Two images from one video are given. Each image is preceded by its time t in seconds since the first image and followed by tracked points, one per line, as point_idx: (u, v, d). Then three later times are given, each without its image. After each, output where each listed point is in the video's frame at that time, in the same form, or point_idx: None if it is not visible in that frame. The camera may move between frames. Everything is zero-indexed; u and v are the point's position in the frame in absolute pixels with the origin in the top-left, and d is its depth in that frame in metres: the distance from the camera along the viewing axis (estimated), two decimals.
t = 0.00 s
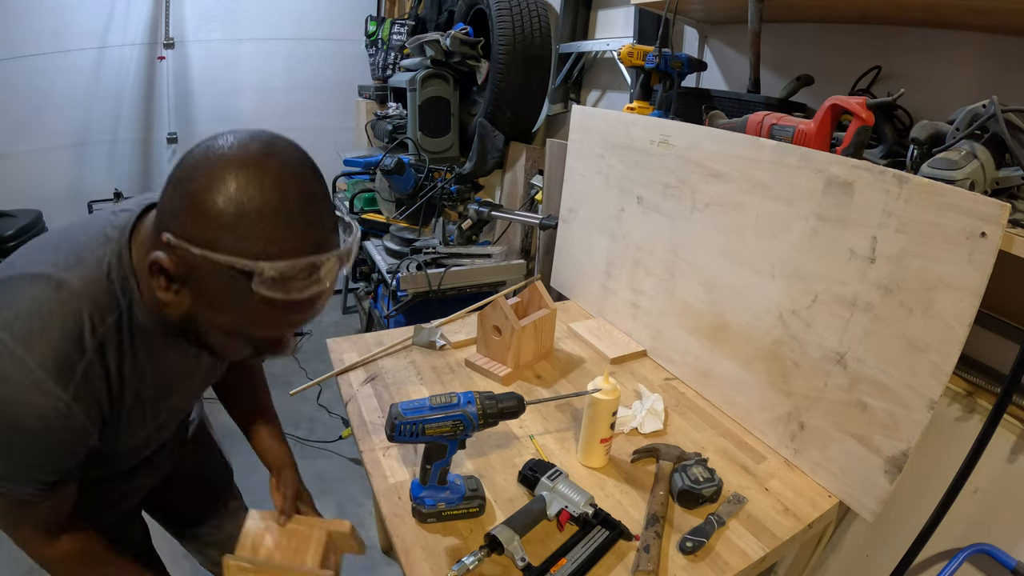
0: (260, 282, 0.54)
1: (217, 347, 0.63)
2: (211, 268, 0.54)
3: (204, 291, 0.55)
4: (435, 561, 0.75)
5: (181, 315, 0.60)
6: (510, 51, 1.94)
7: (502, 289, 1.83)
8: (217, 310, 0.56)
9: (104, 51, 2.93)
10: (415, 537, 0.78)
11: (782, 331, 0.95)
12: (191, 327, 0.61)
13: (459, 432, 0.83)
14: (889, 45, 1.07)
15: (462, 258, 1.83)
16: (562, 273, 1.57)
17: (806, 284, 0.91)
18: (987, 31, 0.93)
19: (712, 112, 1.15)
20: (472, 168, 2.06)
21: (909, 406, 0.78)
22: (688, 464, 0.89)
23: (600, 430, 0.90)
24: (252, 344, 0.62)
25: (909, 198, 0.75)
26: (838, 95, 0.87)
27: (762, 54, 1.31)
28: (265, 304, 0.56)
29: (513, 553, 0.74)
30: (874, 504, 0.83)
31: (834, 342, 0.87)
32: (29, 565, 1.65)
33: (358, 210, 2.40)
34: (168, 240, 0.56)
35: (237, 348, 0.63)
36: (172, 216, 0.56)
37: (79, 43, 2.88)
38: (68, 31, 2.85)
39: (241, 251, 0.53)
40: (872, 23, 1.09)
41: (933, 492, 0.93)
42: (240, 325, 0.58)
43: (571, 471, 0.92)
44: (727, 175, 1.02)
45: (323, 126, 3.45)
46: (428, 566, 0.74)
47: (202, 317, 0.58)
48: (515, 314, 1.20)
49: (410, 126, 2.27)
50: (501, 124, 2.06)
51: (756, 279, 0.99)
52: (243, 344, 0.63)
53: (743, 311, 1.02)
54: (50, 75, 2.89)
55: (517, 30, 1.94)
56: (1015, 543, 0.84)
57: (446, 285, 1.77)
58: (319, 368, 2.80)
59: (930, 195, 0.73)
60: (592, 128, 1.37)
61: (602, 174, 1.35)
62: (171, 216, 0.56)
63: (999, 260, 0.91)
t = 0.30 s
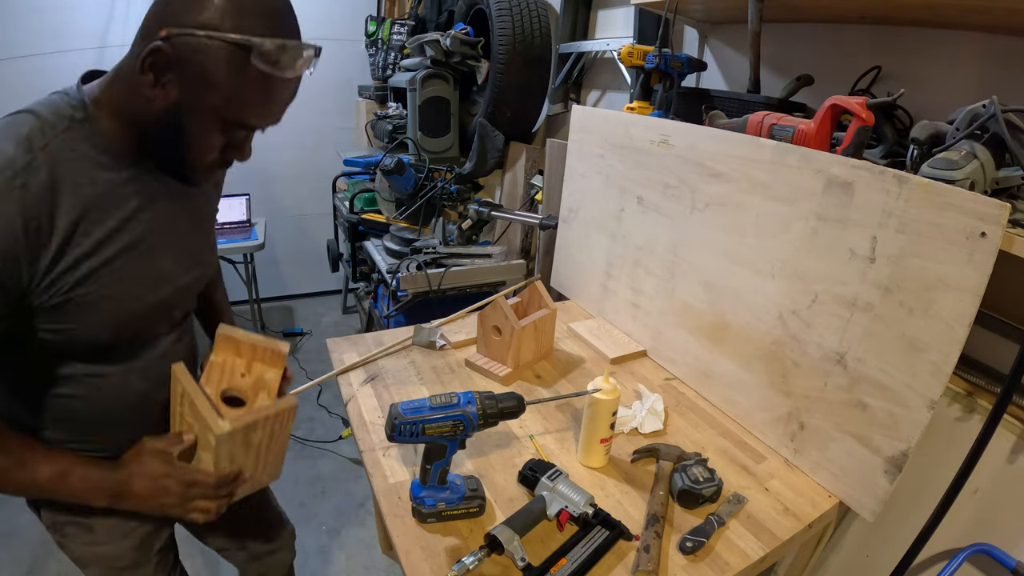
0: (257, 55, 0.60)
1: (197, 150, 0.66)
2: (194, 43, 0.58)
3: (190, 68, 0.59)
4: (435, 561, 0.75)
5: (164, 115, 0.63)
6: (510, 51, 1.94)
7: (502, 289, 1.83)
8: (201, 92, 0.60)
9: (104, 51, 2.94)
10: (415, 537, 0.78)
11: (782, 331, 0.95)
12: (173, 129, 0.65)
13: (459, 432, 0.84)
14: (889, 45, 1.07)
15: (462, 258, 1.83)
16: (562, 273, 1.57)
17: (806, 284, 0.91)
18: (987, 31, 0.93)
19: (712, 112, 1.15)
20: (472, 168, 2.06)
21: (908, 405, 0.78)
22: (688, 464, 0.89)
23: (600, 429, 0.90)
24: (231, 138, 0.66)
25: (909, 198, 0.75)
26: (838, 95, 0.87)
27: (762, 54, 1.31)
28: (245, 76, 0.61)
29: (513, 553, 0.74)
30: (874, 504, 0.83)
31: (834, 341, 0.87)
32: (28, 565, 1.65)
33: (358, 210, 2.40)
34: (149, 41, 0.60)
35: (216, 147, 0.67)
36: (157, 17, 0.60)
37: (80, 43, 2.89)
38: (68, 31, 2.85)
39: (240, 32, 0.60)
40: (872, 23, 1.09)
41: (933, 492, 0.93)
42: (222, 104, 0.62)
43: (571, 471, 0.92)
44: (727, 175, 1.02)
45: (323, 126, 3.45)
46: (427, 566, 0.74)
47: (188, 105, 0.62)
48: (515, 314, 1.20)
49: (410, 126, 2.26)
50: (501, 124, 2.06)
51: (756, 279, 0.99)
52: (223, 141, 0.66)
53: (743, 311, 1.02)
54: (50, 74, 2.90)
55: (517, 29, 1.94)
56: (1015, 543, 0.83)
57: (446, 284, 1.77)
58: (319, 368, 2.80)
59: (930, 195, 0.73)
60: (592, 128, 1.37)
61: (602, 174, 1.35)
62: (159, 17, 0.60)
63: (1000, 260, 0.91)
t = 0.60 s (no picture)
0: None
1: (265, 81, 0.71)
2: None
3: None
4: (435, 561, 0.75)
5: (235, 50, 0.67)
6: (510, 51, 1.94)
7: (502, 289, 1.83)
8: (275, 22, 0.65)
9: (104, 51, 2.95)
10: (415, 537, 0.78)
11: (782, 331, 0.95)
12: (243, 64, 0.69)
13: (459, 432, 0.84)
14: (888, 45, 1.07)
15: (462, 258, 1.83)
16: (562, 273, 1.57)
17: (806, 284, 0.91)
18: (987, 31, 0.93)
19: (712, 112, 1.15)
20: (472, 168, 2.06)
21: (908, 405, 0.78)
22: (688, 464, 0.89)
23: (600, 429, 0.90)
24: (292, 66, 0.71)
25: (909, 198, 0.75)
26: (838, 95, 0.88)
27: (762, 54, 1.31)
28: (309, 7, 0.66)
29: (513, 553, 0.74)
30: (874, 504, 0.83)
31: (834, 342, 0.87)
32: (28, 565, 1.65)
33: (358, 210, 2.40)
34: None
35: (281, 76, 0.71)
36: None
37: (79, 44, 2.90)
38: (70, 31, 2.87)
39: None
40: (873, 23, 1.09)
41: (933, 491, 0.93)
42: (291, 29, 0.66)
43: (571, 471, 0.92)
44: (727, 175, 1.02)
45: (323, 126, 3.45)
46: (428, 566, 0.74)
47: (262, 36, 0.66)
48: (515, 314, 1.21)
49: (410, 126, 2.27)
50: (501, 124, 2.06)
51: (756, 279, 0.99)
52: (286, 69, 0.71)
53: (743, 311, 1.02)
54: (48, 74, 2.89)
55: (517, 29, 1.94)
56: (1015, 543, 0.83)
57: (446, 285, 1.77)
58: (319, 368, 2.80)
59: (930, 195, 0.73)
60: (592, 128, 1.37)
61: (602, 174, 1.35)
62: None
63: (999, 261, 0.91)
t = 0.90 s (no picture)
0: None
1: (322, 73, 0.78)
2: None
3: None
4: (435, 560, 0.75)
5: (297, 43, 0.74)
6: (510, 51, 1.94)
7: (502, 289, 1.83)
8: (334, 17, 0.72)
9: (103, 51, 2.94)
10: (415, 537, 0.78)
11: (782, 331, 0.95)
12: (304, 56, 0.76)
13: (460, 432, 0.84)
14: (888, 45, 1.07)
15: (462, 258, 1.83)
16: (562, 273, 1.57)
17: (806, 284, 0.91)
18: (987, 31, 0.93)
19: (712, 112, 1.15)
20: (472, 168, 2.06)
21: (908, 405, 0.78)
22: (688, 464, 0.89)
23: (600, 430, 0.90)
24: (346, 59, 0.78)
25: (909, 198, 0.75)
26: (838, 95, 0.88)
27: (762, 55, 1.31)
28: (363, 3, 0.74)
29: (513, 553, 0.74)
30: (874, 504, 0.83)
31: (834, 341, 0.87)
32: (28, 566, 1.65)
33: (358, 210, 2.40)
34: None
35: (336, 69, 0.79)
36: None
37: (79, 44, 2.89)
38: (67, 31, 2.85)
39: None
40: (873, 23, 1.09)
41: (933, 491, 0.93)
42: (348, 24, 0.74)
43: (571, 471, 0.92)
44: (727, 175, 1.02)
45: (323, 126, 3.45)
46: (428, 566, 0.74)
47: (322, 30, 0.73)
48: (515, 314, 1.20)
49: (410, 126, 2.27)
50: (501, 124, 2.06)
51: (756, 279, 0.99)
52: (341, 63, 0.78)
53: (743, 312, 1.02)
54: (48, 75, 2.89)
55: (517, 29, 1.94)
56: (1015, 543, 0.83)
57: (446, 285, 1.77)
58: (319, 368, 2.80)
59: (930, 195, 0.73)
60: (592, 128, 1.37)
61: (602, 174, 1.35)
62: None
63: (1000, 260, 0.91)
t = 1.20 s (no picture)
0: None
1: (344, 80, 0.79)
2: None
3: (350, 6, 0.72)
4: (435, 561, 0.75)
5: (322, 49, 0.74)
6: (510, 51, 1.94)
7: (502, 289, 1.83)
8: (362, 24, 0.74)
9: (103, 51, 2.94)
10: (415, 538, 0.78)
11: (782, 331, 0.95)
12: (328, 63, 0.76)
13: (460, 432, 0.84)
14: (888, 46, 1.07)
15: (462, 258, 1.83)
16: (562, 273, 1.57)
17: (806, 284, 0.91)
18: (987, 31, 0.93)
19: (712, 112, 1.15)
20: (472, 168, 2.06)
21: (908, 405, 0.78)
22: (688, 464, 0.89)
23: (600, 430, 0.90)
24: (367, 66, 0.80)
25: (909, 198, 0.75)
26: (838, 95, 0.88)
27: (762, 55, 1.32)
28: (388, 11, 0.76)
29: (513, 553, 0.74)
30: (874, 504, 0.83)
31: (834, 341, 0.87)
32: (28, 566, 1.65)
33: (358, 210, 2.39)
34: None
35: (358, 75, 0.80)
36: None
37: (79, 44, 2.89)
38: (67, 31, 2.84)
39: None
40: (872, 23, 1.09)
41: (933, 491, 0.93)
42: (374, 32, 0.76)
43: (571, 471, 0.92)
44: (727, 175, 1.02)
45: (322, 125, 3.45)
46: (428, 566, 0.74)
47: (349, 36, 0.74)
48: (515, 314, 1.20)
49: (410, 126, 2.27)
50: (501, 124, 2.06)
51: (756, 279, 0.99)
52: (362, 70, 0.80)
53: (743, 312, 1.02)
54: (49, 74, 2.89)
55: (517, 29, 1.94)
56: (1015, 543, 0.83)
57: (446, 285, 1.77)
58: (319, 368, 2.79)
59: (930, 195, 0.73)
60: (592, 128, 1.37)
61: (602, 174, 1.35)
62: None
63: (1000, 260, 0.91)
